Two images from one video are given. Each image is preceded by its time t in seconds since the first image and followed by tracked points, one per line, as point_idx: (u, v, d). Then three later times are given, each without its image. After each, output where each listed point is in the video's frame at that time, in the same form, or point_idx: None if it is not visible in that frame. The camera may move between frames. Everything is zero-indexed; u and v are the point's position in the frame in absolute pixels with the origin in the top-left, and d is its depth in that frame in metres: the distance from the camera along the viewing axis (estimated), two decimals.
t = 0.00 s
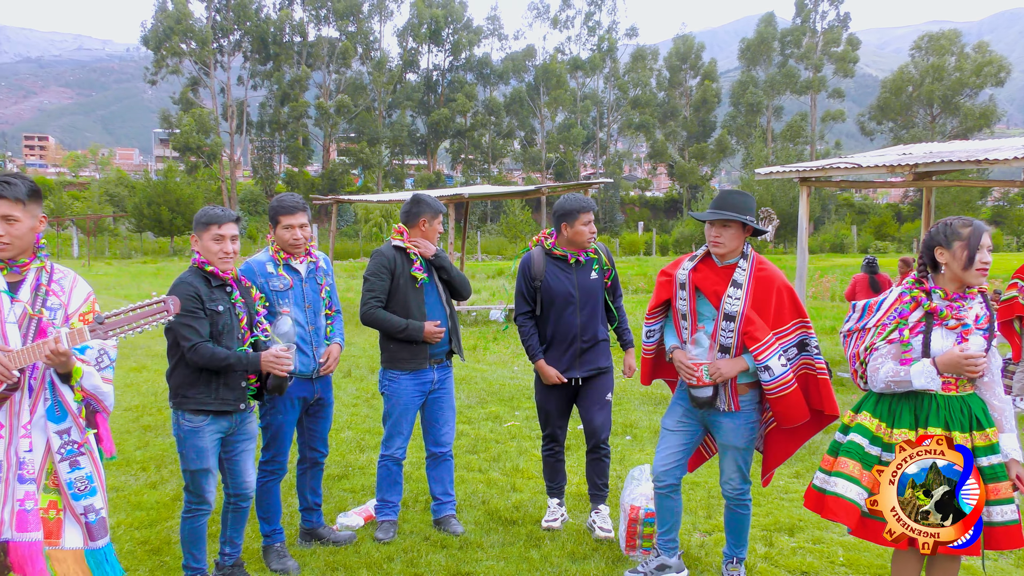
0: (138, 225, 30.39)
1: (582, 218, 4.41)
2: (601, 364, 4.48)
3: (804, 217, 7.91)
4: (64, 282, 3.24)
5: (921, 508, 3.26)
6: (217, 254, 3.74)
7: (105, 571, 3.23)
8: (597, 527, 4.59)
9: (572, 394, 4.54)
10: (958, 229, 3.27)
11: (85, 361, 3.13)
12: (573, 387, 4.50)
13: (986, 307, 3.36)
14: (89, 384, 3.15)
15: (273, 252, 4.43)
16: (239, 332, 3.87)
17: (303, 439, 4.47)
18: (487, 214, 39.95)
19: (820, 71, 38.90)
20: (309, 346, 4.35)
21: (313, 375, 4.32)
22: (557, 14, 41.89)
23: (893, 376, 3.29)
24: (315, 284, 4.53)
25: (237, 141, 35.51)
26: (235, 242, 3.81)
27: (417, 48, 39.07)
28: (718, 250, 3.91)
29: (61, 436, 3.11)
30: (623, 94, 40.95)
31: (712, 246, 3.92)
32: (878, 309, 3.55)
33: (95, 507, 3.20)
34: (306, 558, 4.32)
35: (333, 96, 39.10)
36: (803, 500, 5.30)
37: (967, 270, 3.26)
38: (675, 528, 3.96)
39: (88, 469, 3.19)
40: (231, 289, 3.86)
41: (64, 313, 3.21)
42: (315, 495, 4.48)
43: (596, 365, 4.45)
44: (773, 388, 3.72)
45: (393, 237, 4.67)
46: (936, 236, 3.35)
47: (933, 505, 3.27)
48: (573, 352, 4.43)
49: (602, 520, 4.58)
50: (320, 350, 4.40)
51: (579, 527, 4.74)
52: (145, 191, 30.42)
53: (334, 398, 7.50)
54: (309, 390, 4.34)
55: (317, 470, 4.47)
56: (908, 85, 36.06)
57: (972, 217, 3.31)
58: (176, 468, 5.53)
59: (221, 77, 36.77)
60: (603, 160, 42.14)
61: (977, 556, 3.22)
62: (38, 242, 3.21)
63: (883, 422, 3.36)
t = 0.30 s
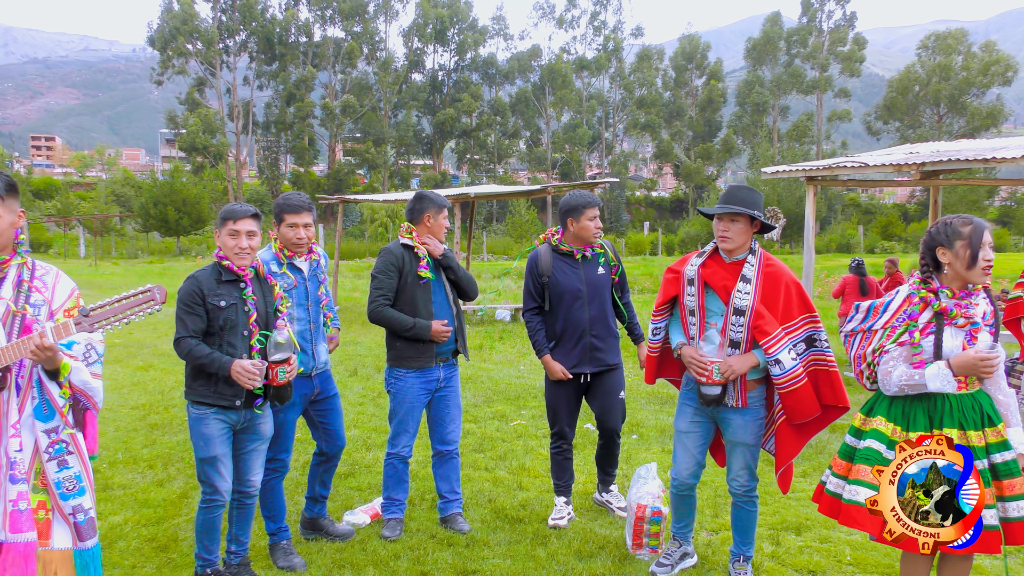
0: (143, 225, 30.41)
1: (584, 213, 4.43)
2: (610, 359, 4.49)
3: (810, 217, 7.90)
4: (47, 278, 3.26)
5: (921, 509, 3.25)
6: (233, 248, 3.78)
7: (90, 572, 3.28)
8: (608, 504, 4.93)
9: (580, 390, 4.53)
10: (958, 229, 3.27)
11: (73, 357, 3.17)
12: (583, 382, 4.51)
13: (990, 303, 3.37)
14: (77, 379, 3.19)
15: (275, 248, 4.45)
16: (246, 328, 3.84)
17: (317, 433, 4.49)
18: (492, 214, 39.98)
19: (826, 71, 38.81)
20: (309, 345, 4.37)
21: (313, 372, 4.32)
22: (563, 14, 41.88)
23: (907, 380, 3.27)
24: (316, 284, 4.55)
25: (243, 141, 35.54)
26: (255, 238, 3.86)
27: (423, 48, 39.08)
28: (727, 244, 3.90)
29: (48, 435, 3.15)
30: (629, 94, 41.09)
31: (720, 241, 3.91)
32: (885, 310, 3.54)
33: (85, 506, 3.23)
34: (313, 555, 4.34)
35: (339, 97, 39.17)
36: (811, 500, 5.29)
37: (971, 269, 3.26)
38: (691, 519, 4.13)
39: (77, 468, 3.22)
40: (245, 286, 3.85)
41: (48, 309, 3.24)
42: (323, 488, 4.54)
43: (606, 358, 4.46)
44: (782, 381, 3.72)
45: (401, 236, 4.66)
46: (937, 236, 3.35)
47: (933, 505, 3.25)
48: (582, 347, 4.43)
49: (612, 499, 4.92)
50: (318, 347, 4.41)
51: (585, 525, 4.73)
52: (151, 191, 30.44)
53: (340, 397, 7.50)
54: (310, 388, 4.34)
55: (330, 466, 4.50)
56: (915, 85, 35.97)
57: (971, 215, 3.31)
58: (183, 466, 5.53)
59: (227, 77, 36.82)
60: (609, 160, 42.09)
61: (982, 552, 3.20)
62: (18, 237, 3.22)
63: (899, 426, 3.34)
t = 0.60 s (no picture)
0: (188, 225, 30.97)
1: (643, 211, 4.43)
2: (663, 359, 4.56)
3: (853, 215, 7.80)
4: (72, 277, 3.20)
5: (920, 508, 3.39)
6: (277, 247, 3.84)
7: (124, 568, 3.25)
8: (651, 508, 4.88)
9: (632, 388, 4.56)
10: (1009, 232, 3.21)
11: (104, 355, 3.10)
12: (636, 380, 4.54)
13: None
14: (110, 377, 3.12)
15: (322, 247, 4.52)
16: (286, 327, 3.84)
17: (344, 433, 4.53)
18: (531, 213, 40.14)
19: (869, 67, 38.16)
20: (351, 342, 4.40)
21: (357, 371, 4.38)
22: (600, 12, 41.83)
23: (975, 394, 3.20)
24: (361, 281, 4.57)
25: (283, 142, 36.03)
26: (298, 237, 3.90)
27: (460, 48, 39.28)
28: (754, 243, 3.88)
29: (81, 433, 3.08)
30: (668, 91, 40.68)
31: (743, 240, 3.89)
32: (941, 321, 3.44)
33: (120, 503, 3.17)
34: (355, 552, 4.35)
35: (377, 97, 39.58)
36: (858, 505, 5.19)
37: None
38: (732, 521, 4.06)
39: (111, 465, 3.16)
40: (287, 284, 3.86)
41: (76, 308, 3.17)
42: (353, 487, 4.59)
43: (660, 357, 4.53)
44: (815, 374, 3.66)
45: (441, 235, 4.68)
46: (988, 239, 3.29)
47: (933, 505, 3.36)
48: (639, 345, 4.47)
49: (656, 503, 4.86)
50: (361, 344, 4.44)
51: (626, 527, 4.69)
52: (195, 192, 30.98)
53: (382, 395, 7.56)
54: (352, 385, 4.39)
55: (357, 462, 4.53)
56: (960, 80, 35.38)
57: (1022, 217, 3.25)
58: (227, 462, 5.59)
59: (267, 79, 37.37)
60: (647, 159, 41.89)
61: (981, 558, 3.20)
62: (41, 236, 3.16)
63: (971, 439, 3.25)
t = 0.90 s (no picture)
0: (274, 224, 31.94)
1: (743, 214, 4.36)
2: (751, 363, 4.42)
3: (949, 214, 7.51)
4: (151, 273, 3.28)
5: (921, 509, 3.40)
6: (346, 251, 3.69)
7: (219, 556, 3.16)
8: (732, 513, 4.65)
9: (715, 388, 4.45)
10: None
11: (186, 350, 3.12)
12: (719, 381, 4.43)
13: None
14: (192, 370, 3.13)
15: (409, 246, 4.55)
16: (358, 324, 3.71)
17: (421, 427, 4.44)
18: (610, 212, 40.11)
19: (966, 60, 36.49)
20: (430, 341, 4.38)
21: (434, 367, 4.32)
22: (682, 9, 41.39)
23: None
24: (443, 282, 4.57)
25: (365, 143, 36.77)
26: (368, 241, 3.71)
27: (541, 48, 39.39)
28: (828, 245, 3.66)
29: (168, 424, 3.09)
30: (752, 88, 39.92)
31: (819, 242, 3.67)
32: None
33: (212, 491, 3.14)
34: (434, 548, 4.20)
35: (457, 98, 40.12)
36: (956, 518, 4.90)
37: None
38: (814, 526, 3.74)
39: (201, 455, 3.15)
40: (357, 283, 3.73)
41: (157, 304, 3.26)
42: (432, 482, 4.43)
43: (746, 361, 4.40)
44: (895, 372, 3.58)
45: (519, 236, 4.48)
46: None
47: (933, 505, 3.41)
48: (724, 345, 4.39)
49: (737, 508, 4.63)
50: (439, 343, 4.42)
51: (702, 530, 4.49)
52: (280, 192, 31.84)
53: (461, 394, 7.66)
54: (428, 380, 4.34)
55: (434, 458, 4.43)
56: None
57: None
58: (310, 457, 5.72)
59: (352, 82, 38.25)
60: (730, 157, 41.29)
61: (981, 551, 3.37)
62: (123, 237, 3.24)
63: None
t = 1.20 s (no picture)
0: (297, 226, 32.22)
1: (762, 215, 4.30)
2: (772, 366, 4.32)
3: (977, 215, 7.44)
4: (191, 276, 3.24)
5: (921, 509, 3.27)
6: (345, 259, 3.49)
7: (247, 564, 3.12)
8: (755, 517, 4.57)
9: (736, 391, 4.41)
10: None
11: (228, 351, 3.13)
12: (739, 383, 4.38)
13: None
14: (231, 373, 3.14)
15: (423, 247, 4.25)
16: (355, 331, 3.53)
17: (442, 430, 4.31)
18: (631, 213, 40.20)
19: (995, 59, 35.96)
20: (450, 342, 4.16)
21: (458, 370, 4.15)
22: (705, 10, 41.20)
23: None
24: (460, 283, 4.32)
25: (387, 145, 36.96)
26: (368, 249, 3.53)
27: (563, 49, 39.37)
28: (869, 242, 3.55)
29: (204, 427, 3.06)
30: (776, 89, 39.70)
31: (860, 239, 3.55)
32: None
33: (241, 496, 3.12)
34: (456, 549, 4.16)
35: (479, 100, 40.31)
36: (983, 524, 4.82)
37: None
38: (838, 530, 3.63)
39: (232, 458, 3.12)
40: (352, 289, 3.55)
41: (197, 305, 3.20)
42: (454, 485, 4.34)
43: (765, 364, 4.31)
44: (924, 372, 3.52)
45: (542, 237, 4.47)
46: None
47: (933, 505, 3.27)
48: (742, 348, 4.32)
49: (760, 511, 4.56)
50: (462, 344, 4.20)
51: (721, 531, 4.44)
52: (303, 194, 31.96)
53: (483, 395, 7.70)
54: (449, 384, 4.17)
55: (455, 462, 4.30)
56: None
57: None
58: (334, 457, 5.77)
59: (374, 84, 38.44)
60: (753, 158, 41.06)
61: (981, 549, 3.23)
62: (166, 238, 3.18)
63: None
